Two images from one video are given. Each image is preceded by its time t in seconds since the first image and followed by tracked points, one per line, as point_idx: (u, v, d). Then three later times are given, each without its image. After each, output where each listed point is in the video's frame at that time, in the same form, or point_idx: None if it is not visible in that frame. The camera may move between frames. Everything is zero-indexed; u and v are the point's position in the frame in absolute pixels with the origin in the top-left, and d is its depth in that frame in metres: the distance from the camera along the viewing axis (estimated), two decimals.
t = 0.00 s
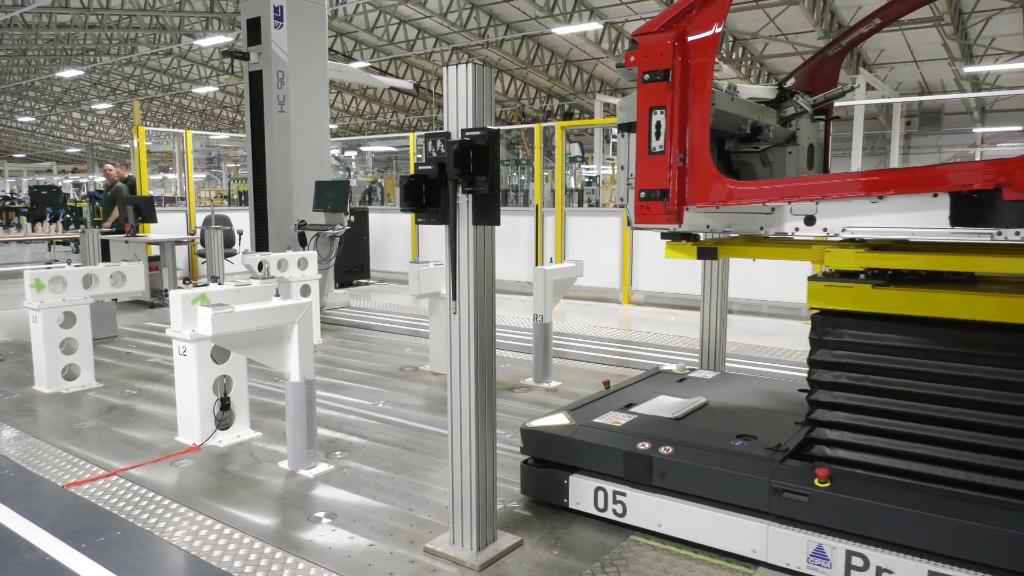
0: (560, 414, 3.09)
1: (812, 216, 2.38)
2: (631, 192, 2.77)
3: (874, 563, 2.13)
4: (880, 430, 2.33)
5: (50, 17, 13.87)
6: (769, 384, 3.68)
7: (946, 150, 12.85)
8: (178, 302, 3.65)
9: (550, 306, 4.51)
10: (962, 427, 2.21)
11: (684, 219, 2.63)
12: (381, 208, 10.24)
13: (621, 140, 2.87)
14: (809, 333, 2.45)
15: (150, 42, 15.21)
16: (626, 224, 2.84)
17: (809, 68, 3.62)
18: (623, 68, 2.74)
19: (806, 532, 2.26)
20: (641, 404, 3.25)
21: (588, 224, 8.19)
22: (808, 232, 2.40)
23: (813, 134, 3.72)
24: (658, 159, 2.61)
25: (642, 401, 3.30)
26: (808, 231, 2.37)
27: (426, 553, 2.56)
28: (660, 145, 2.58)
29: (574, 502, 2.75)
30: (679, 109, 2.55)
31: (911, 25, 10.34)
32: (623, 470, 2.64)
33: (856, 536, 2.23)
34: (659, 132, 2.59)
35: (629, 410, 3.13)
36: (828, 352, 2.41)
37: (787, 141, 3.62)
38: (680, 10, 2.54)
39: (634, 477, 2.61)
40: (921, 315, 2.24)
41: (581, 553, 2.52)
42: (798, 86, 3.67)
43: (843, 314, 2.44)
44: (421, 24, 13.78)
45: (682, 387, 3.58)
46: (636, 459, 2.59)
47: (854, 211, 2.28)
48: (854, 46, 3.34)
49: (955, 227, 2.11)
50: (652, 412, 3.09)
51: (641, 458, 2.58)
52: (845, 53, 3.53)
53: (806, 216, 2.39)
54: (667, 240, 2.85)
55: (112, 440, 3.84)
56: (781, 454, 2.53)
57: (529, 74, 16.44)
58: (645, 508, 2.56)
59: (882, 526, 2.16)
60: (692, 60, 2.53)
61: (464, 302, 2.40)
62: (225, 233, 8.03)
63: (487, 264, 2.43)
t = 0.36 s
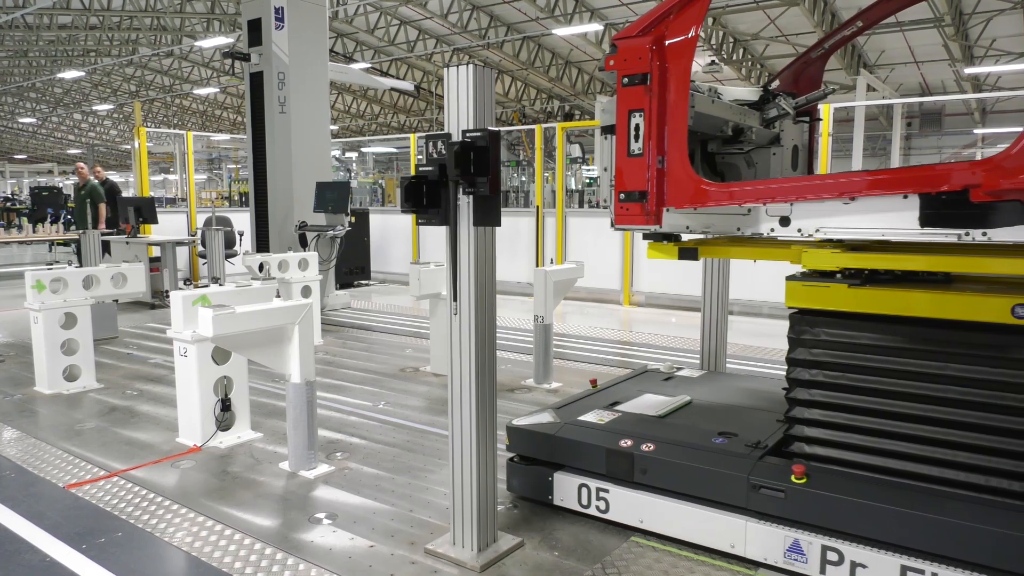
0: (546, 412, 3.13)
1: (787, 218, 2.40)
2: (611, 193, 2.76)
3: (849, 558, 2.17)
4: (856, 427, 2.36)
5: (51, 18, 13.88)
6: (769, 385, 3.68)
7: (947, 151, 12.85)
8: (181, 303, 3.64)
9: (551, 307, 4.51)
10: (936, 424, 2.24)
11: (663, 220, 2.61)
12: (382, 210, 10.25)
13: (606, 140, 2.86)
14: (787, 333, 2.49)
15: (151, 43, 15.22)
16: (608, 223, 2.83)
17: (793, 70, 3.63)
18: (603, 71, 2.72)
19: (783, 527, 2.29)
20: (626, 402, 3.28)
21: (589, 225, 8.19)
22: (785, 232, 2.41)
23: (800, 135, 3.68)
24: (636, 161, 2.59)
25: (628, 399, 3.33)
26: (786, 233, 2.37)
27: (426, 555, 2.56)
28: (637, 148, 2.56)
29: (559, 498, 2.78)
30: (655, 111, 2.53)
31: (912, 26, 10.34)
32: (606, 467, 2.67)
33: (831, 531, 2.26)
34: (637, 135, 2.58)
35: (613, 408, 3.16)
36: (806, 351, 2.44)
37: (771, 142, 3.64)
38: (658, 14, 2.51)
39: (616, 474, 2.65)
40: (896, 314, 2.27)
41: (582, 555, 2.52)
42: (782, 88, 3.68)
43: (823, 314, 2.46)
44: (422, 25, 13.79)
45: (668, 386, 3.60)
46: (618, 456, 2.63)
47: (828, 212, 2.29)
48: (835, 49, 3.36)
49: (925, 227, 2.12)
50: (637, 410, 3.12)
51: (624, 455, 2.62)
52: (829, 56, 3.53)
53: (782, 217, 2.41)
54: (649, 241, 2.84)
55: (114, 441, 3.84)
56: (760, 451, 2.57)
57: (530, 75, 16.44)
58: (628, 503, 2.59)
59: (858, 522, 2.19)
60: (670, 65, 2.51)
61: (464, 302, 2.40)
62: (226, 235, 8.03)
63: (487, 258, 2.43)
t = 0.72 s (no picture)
0: (531, 410, 3.16)
1: (763, 218, 2.37)
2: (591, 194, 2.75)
3: (824, 553, 2.19)
4: (832, 424, 2.39)
5: (53, 20, 13.90)
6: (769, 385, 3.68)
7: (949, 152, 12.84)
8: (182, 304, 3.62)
9: (553, 309, 4.51)
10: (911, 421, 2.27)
11: (643, 220, 2.60)
12: (384, 211, 10.25)
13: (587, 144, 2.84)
14: (765, 331, 2.49)
15: (152, 44, 15.25)
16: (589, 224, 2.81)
17: (776, 73, 3.64)
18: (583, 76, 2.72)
19: (760, 522, 2.32)
20: (611, 400, 3.31)
21: (590, 226, 8.18)
22: (760, 233, 2.38)
23: (782, 137, 3.70)
24: (615, 163, 2.59)
25: (613, 397, 3.36)
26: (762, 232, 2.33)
27: (427, 556, 2.56)
28: (617, 150, 2.56)
29: (543, 495, 2.81)
30: (634, 113, 2.54)
31: (913, 27, 10.33)
32: (589, 464, 2.70)
33: (807, 526, 2.28)
34: (617, 136, 2.58)
35: (598, 406, 3.20)
36: (783, 350, 2.45)
37: (756, 143, 3.60)
38: (638, 18, 2.51)
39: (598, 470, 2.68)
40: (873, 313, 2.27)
41: (582, 556, 2.51)
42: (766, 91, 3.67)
43: (803, 314, 2.47)
44: (424, 26, 13.81)
45: (653, 383, 3.64)
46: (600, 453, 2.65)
47: (801, 213, 2.27)
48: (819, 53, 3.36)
49: (894, 227, 2.11)
50: (621, 408, 3.16)
51: (605, 452, 2.65)
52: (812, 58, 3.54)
53: (757, 218, 2.38)
54: (630, 240, 2.85)
55: (115, 442, 3.84)
56: (738, 448, 2.60)
57: (531, 76, 16.45)
58: (609, 500, 2.62)
59: (832, 518, 2.21)
60: (649, 68, 2.51)
61: (465, 302, 2.40)
62: (228, 236, 8.03)
63: (488, 257, 2.43)
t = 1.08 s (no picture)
0: (519, 408, 3.20)
1: (742, 219, 2.38)
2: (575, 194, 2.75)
3: (802, 548, 2.21)
4: (811, 422, 2.42)
5: (54, 20, 13.90)
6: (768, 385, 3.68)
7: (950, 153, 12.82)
8: (182, 305, 3.61)
9: (554, 309, 4.50)
10: (887, 418, 2.30)
11: (626, 221, 2.60)
12: (385, 211, 10.26)
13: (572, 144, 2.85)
14: (747, 330, 2.52)
15: (153, 45, 15.26)
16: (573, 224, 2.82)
17: (766, 75, 3.67)
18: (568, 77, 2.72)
19: (740, 518, 2.34)
20: (598, 398, 3.35)
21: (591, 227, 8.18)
22: (739, 233, 2.39)
23: (770, 138, 3.71)
24: (598, 165, 2.60)
25: (599, 396, 3.39)
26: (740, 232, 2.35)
27: (428, 557, 2.55)
28: (600, 152, 2.56)
29: (529, 491, 2.84)
30: (617, 116, 2.54)
31: (914, 28, 10.32)
32: (574, 461, 2.74)
33: (787, 522, 2.30)
34: (600, 138, 2.58)
35: (585, 404, 3.23)
36: (764, 348, 2.48)
37: (742, 145, 3.59)
38: (621, 21, 2.51)
39: (582, 466, 2.71)
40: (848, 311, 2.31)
41: (583, 557, 2.51)
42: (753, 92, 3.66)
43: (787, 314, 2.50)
44: (425, 27, 13.83)
45: (641, 381, 3.68)
46: (586, 449, 2.69)
47: (780, 213, 2.28)
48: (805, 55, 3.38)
49: (869, 228, 2.13)
50: (608, 405, 3.19)
51: (590, 449, 2.68)
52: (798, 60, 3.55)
53: (737, 219, 2.39)
54: (616, 240, 2.86)
55: (116, 442, 3.84)
56: (720, 446, 2.64)
57: (532, 76, 16.44)
58: (593, 496, 2.64)
59: (811, 513, 2.23)
60: (631, 71, 2.51)
61: (467, 302, 2.40)
62: (229, 236, 8.03)
63: (489, 258, 2.43)
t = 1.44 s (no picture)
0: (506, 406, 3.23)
1: (721, 220, 2.38)
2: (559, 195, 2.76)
3: (779, 543, 2.24)
4: (791, 420, 2.44)
5: (57, 22, 13.91)
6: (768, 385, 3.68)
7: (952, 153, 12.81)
8: (184, 305, 3.60)
9: (555, 310, 4.50)
10: (866, 416, 2.32)
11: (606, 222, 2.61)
12: (386, 212, 10.26)
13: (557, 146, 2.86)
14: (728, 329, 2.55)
15: (155, 46, 15.28)
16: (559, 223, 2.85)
17: (751, 77, 3.63)
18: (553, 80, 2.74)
19: (720, 514, 2.37)
20: (585, 396, 3.38)
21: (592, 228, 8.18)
22: (717, 234, 2.40)
23: (755, 140, 3.75)
24: (579, 167, 2.61)
25: (586, 394, 3.42)
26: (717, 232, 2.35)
27: (430, 557, 2.55)
28: (581, 154, 2.58)
29: (516, 488, 2.88)
30: (598, 118, 2.54)
31: (915, 29, 10.32)
32: (559, 459, 2.77)
33: (766, 518, 2.34)
34: (582, 140, 2.59)
35: (572, 401, 3.27)
36: (745, 347, 2.51)
37: (728, 146, 3.61)
38: (603, 25, 2.51)
39: (567, 463, 2.76)
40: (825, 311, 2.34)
41: (584, 558, 2.51)
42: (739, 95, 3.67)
43: (773, 314, 2.52)
44: (427, 28, 13.85)
45: (628, 380, 3.72)
46: (570, 447, 2.73)
47: (756, 215, 2.28)
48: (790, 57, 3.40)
49: (843, 229, 2.12)
50: (592, 403, 3.22)
51: (575, 447, 2.72)
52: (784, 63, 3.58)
53: (715, 220, 2.39)
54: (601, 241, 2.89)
55: (118, 443, 3.84)
56: (702, 443, 2.67)
57: (534, 78, 16.43)
58: (577, 493, 2.68)
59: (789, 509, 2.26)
60: (612, 76, 2.51)
61: (468, 304, 2.41)
62: (231, 237, 8.04)
63: (491, 260, 2.42)
